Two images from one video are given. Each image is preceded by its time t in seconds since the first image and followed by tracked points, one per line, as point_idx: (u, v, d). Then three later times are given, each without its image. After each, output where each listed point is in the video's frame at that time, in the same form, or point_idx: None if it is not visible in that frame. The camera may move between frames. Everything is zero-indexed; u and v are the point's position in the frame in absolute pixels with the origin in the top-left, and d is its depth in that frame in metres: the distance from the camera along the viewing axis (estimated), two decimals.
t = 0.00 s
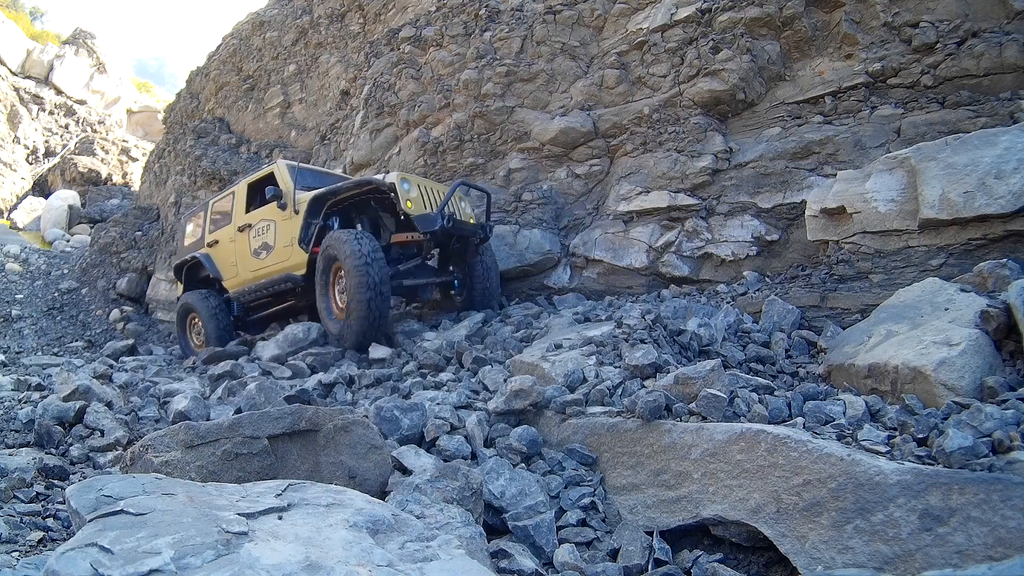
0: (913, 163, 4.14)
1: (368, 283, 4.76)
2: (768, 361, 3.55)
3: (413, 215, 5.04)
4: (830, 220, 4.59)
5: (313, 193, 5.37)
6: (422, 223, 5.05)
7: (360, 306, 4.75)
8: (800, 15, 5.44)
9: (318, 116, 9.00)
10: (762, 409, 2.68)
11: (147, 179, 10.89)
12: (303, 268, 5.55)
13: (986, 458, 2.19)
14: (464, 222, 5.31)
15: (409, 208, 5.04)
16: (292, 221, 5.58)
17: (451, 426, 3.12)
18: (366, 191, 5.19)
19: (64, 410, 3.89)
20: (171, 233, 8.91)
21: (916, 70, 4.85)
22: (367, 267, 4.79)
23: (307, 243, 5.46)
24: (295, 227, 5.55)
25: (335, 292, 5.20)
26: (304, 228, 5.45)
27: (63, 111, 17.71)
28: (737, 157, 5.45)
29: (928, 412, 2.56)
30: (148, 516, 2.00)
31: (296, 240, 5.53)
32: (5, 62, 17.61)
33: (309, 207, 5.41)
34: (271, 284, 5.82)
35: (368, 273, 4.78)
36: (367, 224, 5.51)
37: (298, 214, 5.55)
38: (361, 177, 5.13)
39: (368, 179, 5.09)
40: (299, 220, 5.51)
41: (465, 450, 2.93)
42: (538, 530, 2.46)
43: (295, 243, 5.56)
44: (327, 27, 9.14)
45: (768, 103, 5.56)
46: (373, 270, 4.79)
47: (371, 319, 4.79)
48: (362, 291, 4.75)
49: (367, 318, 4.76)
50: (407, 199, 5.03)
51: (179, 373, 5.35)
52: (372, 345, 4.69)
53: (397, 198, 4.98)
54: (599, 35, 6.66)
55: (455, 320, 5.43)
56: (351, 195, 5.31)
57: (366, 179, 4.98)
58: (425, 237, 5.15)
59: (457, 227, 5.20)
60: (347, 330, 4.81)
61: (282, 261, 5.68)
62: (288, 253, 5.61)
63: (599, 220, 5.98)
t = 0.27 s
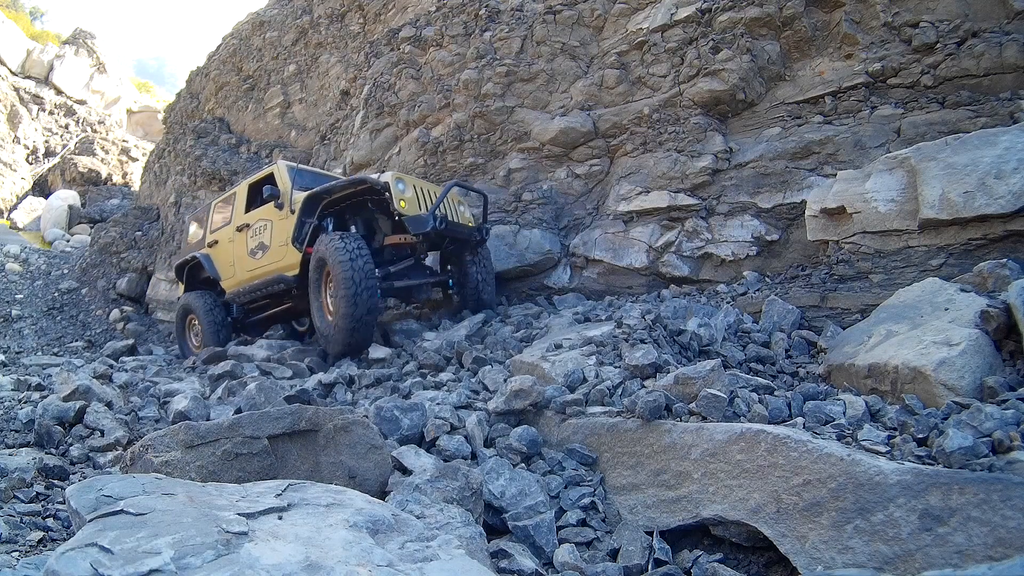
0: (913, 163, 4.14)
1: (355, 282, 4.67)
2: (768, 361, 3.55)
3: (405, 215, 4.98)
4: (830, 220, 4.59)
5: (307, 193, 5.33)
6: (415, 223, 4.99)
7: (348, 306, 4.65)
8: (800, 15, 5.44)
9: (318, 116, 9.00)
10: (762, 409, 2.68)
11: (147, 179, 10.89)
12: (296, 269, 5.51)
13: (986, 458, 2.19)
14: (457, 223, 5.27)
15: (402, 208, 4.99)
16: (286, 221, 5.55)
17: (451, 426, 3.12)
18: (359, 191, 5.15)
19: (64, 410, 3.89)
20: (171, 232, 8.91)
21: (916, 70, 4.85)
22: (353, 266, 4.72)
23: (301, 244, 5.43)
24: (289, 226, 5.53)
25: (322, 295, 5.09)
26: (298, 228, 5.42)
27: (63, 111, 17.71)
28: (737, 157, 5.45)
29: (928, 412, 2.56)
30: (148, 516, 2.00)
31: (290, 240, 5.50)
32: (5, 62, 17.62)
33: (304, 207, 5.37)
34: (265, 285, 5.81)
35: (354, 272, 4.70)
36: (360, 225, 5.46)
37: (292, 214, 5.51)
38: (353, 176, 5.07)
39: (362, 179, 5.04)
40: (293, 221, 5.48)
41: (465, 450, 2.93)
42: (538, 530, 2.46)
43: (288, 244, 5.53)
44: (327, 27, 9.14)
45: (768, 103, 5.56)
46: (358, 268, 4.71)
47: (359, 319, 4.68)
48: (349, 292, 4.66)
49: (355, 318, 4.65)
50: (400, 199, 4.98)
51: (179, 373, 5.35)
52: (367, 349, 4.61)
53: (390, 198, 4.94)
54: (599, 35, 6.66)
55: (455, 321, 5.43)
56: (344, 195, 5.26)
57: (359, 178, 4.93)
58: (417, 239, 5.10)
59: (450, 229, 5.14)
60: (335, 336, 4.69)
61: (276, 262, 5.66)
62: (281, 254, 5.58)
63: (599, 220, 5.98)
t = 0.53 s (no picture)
0: (913, 163, 4.14)
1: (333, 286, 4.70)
2: (768, 361, 3.55)
3: (381, 220, 4.83)
4: (830, 220, 4.59)
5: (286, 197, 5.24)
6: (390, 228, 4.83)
7: (328, 311, 4.65)
8: (800, 15, 5.44)
9: (318, 116, 9.00)
10: (762, 409, 2.68)
11: (147, 179, 10.89)
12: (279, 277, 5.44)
13: (986, 458, 2.19)
14: (438, 223, 5.18)
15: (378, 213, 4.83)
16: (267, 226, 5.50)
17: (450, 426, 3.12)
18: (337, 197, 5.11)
19: (64, 410, 3.89)
20: (171, 232, 8.90)
21: (916, 70, 4.85)
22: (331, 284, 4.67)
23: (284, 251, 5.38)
24: (270, 232, 5.48)
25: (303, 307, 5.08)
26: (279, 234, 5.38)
27: (63, 111, 17.71)
28: (737, 157, 5.45)
29: (928, 412, 2.56)
30: (148, 516, 2.00)
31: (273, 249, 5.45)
32: (5, 62, 17.62)
33: (285, 212, 5.36)
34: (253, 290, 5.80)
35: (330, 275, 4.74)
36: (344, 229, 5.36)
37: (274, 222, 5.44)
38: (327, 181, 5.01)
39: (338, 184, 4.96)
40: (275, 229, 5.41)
41: (465, 450, 2.94)
42: (538, 530, 2.46)
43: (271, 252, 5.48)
44: (327, 27, 9.14)
45: (768, 103, 5.55)
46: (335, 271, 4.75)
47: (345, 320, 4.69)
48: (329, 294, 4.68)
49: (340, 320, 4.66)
50: (376, 203, 4.81)
51: (179, 373, 5.35)
52: (360, 356, 4.60)
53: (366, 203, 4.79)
54: (599, 35, 6.65)
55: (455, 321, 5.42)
56: (323, 199, 5.20)
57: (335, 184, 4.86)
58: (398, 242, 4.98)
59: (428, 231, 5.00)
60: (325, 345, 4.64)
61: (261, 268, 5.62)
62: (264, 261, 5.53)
63: (599, 220, 5.98)
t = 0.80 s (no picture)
0: (913, 163, 4.14)
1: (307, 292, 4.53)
2: (768, 361, 3.55)
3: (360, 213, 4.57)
4: (830, 220, 4.59)
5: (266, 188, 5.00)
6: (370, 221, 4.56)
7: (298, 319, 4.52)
8: (800, 15, 5.44)
9: (318, 116, 9.00)
10: (762, 409, 2.68)
11: (147, 179, 10.89)
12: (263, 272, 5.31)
13: (986, 458, 2.19)
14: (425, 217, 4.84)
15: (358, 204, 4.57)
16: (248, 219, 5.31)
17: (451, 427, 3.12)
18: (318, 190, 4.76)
19: (64, 410, 3.89)
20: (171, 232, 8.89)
21: (916, 70, 4.85)
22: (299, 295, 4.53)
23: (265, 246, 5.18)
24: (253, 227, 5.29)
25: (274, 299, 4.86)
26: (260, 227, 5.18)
27: (63, 111, 17.71)
28: (737, 157, 5.45)
29: (928, 412, 2.56)
30: (148, 516, 2.00)
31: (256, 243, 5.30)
32: (5, 62, 17.62)
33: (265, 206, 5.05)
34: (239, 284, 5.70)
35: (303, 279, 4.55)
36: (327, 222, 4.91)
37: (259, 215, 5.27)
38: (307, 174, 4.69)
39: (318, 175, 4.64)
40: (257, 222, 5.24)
41: (465, 450, 2.93)
42: (538, 530, 2.46)
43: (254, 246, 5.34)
44: (327, 27, 9.14)
45: (768, 103, 5.55)
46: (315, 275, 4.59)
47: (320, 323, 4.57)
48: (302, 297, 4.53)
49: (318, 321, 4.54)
50: (355, 194, 4.54)
51: (179, 373, 5.34)
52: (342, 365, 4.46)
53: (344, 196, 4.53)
54: (599, 35, 6.65)
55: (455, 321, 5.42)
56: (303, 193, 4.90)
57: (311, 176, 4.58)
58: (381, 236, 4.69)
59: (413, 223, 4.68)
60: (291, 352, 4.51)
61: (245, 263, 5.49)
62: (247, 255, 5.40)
63: (599, 220, 5.98)
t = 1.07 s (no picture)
0: (913, 163, 4.14)
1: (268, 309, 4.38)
2: (768, 361, 3.55)
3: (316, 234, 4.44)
4: (830, 220, 4.59)
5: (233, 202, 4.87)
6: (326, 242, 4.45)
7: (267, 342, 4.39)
8: (800, 15, 5.44)
9: (318, 116, 9.00)
10: (762, 409, 2.68)
11: (147, 179, 10.89)
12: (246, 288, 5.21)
13: (986, 458, 2.19)
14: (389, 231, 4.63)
15: (316, 225, 4.47)
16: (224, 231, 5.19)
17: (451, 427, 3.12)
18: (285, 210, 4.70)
19: (64, 411, 3.89)
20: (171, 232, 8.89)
21: (916, 70, 4.85)
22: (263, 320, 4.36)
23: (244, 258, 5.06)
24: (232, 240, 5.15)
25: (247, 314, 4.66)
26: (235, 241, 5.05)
27: (63, 111, 17.71)
28: (737, 157, 5.45)
29: (928, 412, 2.56)
30: (148, 516, 2.01)
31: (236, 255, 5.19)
32: (5, 62, 17.62)
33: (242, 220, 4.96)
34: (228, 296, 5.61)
35: (266, 294, 4.42)
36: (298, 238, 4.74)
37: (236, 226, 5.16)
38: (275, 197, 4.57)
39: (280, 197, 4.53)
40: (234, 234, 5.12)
41: (465, 450, 2.94)
42: (538, 530, 2.46)
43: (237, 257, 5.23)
44: (327, 27, 9.13)
45: (768, 103, 5.55)
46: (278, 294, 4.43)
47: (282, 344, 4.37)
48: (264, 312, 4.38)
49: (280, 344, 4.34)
50: (312, 216, 4.44)
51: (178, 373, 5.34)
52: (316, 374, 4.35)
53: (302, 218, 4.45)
54: (599, 35, 6.65)
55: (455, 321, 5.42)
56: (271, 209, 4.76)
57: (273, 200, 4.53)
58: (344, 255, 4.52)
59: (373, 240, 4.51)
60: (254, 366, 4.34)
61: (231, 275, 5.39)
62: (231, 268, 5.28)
63: (599, 220, 5.98)
